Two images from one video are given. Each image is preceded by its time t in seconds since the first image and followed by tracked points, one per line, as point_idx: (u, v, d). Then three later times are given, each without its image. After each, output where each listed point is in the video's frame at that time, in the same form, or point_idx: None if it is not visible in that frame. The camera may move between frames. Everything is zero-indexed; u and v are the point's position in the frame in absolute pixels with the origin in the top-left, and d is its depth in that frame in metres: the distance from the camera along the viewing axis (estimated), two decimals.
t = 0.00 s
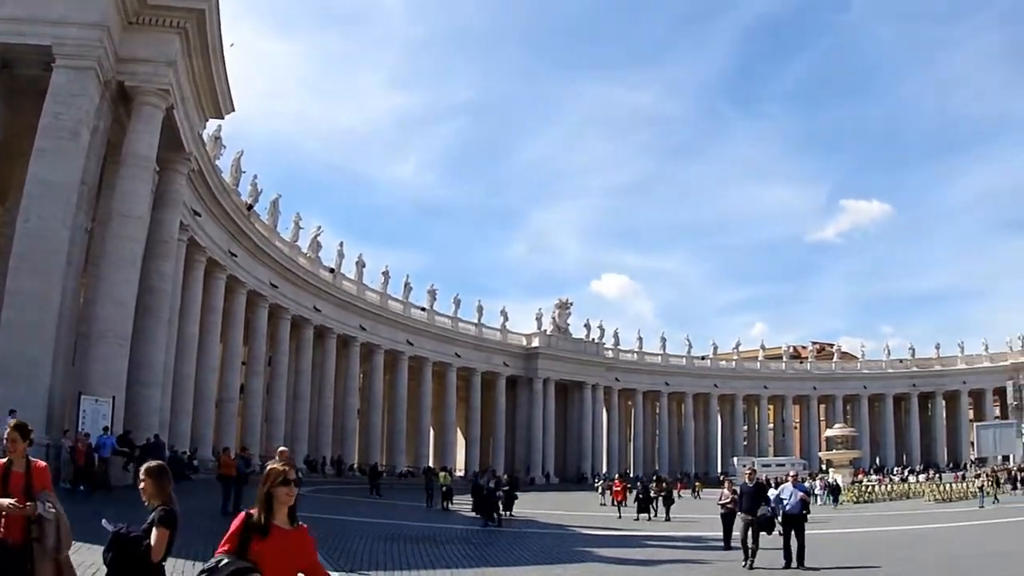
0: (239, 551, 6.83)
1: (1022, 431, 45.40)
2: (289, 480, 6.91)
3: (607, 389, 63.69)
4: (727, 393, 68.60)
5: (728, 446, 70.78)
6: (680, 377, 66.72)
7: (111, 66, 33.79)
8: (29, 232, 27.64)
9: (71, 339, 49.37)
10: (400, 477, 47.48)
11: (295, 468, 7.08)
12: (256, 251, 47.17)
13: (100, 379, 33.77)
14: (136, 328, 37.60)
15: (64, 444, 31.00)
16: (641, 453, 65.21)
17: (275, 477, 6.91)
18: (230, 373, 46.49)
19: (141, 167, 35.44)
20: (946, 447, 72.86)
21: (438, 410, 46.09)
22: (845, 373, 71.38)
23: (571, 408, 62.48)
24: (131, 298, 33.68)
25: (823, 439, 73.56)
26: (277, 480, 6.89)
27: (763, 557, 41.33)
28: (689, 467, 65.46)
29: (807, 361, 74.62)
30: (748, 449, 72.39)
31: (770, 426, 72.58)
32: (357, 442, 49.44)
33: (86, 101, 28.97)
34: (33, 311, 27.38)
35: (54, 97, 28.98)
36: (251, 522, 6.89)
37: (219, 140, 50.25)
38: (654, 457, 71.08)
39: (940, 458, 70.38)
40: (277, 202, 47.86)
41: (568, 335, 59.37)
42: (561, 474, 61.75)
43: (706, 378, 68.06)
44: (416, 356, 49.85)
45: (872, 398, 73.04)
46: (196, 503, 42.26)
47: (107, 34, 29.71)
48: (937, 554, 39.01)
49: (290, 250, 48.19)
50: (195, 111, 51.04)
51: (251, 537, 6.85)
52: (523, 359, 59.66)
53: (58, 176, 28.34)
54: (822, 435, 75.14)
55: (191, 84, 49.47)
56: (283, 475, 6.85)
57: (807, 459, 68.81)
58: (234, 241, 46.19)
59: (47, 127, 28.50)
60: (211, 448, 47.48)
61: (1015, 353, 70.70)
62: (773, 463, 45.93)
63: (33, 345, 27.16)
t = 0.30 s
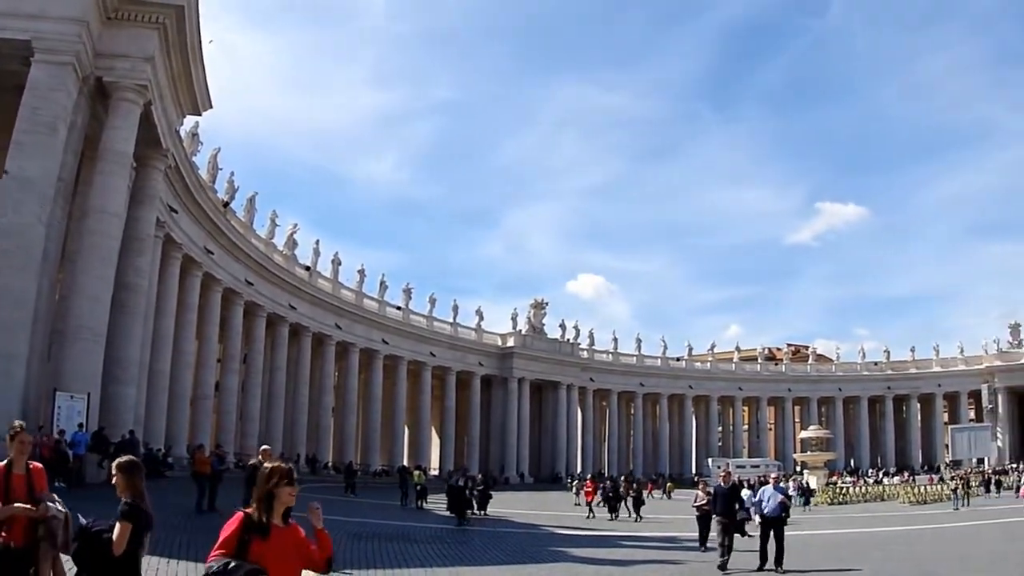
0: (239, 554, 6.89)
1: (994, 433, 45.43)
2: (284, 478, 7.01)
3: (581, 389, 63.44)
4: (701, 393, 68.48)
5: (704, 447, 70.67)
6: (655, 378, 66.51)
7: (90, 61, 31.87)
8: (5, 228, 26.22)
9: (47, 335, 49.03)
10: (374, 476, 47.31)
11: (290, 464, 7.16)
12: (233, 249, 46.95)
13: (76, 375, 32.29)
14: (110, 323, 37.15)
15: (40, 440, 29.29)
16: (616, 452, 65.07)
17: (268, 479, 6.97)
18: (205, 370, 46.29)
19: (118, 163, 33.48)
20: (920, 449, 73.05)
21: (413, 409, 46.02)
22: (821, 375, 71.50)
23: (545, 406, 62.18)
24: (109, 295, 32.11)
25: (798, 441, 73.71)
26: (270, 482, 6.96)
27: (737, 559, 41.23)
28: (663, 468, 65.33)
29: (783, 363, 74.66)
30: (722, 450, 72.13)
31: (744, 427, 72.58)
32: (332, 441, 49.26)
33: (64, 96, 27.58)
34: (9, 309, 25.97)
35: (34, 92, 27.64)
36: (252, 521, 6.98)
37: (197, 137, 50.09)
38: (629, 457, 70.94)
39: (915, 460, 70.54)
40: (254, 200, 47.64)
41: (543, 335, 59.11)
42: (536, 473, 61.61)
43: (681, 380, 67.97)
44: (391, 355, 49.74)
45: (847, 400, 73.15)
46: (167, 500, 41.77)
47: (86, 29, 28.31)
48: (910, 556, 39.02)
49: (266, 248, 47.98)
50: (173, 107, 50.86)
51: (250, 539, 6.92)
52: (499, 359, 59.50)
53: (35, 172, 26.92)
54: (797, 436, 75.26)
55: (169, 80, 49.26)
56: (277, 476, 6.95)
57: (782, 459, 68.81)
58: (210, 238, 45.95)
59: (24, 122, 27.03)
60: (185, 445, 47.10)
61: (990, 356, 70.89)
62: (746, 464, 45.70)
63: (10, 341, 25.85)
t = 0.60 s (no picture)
0: (244, 563, 6.21)
1: (969, 435, 45.42)
2: (291, 484, 6.46)
3: (556, 389, 63.20)
4: (677, 394, 68.39)
5: (679, 447, 70.57)
6: (631, 378, 66.40)
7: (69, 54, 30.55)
8: None
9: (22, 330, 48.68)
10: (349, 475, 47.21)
11: (297, 470, 6.60)
12: (210, 245, 46.69)
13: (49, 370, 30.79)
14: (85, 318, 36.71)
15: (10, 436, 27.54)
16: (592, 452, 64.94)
17: (274, 483, 6.41)
18: (180, 367, 46.08)
19: (96, 159, 31.91)
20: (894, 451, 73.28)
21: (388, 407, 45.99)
22: (797, 376, 71.53)
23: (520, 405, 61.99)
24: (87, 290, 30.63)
25: (772, 442, 73.79)
26: (276, 489, 6.38)
27: (711, 559, 41.16)
28: (638, 468, 65.21)
29: (758, 364, 74.69)
30: (697, 451, 72.07)
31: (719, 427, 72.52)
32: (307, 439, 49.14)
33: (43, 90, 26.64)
34: None
35: (11, 86, 26.43)
36: (258, 531, 6.32)
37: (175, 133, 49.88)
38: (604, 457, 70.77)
39: (890, 462, 70.73)
40: (231, 196, 47.42)
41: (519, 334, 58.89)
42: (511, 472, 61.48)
43: (657, 380, 67.85)
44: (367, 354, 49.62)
45: (822, 402, 73.27)
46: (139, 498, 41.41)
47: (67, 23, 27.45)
48: (883, 558, 38.98)
49: (243, 245, 47.75)
50: (151, 103, 50.64)
51: (256, 548, 6.27)
52: (474, 358, 59.33)
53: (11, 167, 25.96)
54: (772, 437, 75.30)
55: (148, 76, 49.02)
56: (285, 479, 6.39)
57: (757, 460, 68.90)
58: (187, 235, 45.66)
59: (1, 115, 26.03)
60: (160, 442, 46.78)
61: (966, 359, 71.06)
62: (721, 465, 45.55)
63: None
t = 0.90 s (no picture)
0: (260, 566, 5.88)
1: (939, 436, 45.42)
2: (303, 482, 6.11)
3: (527, 388, 62.73)
4: (649, 394, 68.03)
5: (651, 447, 70.22)
6: (601, 378, 65.96)
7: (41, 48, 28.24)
8: None
9: None
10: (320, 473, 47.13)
11: (309, 469, 6.27)
12: (181, 243, 46.23)
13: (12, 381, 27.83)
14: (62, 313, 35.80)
15: None
16: (563, 451, 64.59)
17: (283, 484, 6.06)
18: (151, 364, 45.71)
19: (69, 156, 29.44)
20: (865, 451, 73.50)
21: (359, 406, 46.04)
22: (768, 376, 71.49)
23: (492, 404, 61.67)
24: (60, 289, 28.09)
25: (743, 442, 73.83)
26: (285, 489, 6.04)
27: (683, 560, 41.01)
28: (610, 468, 65.02)
29: (729, 364, 74.63)
30: (668, 450, 71.85)
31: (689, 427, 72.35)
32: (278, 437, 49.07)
33: (18, 84, 25.59)
34: None
35: None
36: (271, 534, 5.96)
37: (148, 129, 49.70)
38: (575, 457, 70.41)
39: (860, 462, 70.90)
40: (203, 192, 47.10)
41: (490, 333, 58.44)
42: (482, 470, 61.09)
43: (628, 380, 67.33)
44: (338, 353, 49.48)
45: (793, 402, 73.29)
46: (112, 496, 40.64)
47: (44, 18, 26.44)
48: (855, 559, 38.92)
49: (214, 242, 47.34)
50: (125, 99, 50.43)
51: (271, 551, 5.92)
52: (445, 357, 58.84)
53: None
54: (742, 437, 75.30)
55: (122, 71, 48.74)
56: (296, 477, 6.06)
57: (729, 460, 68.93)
58: (159, 232, 45.09)
59: None
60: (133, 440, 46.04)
61: (936, 360, 71.38)
62: (692, 465, 45.39)
63: None
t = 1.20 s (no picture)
0: None
1: (908, 437, 45.46)
2: (314, 486, 5.80)
3: (497, 387, 61.56)
4: (617, 393, 67.29)
5: (619, 446, 69.56)
6: (570, 376, 64.58)
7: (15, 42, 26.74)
8: None
9: None
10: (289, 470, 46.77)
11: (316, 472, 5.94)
12: (152, 238, 44.81)
13: None
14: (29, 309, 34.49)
15: None
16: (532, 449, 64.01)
17: (295, 485, 5.72)
18: (121, 360, 44.61)
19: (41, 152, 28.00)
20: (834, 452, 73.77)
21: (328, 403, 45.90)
22: (737, 377, 71.21)
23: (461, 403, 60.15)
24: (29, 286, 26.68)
25: (712, 441, 73.58)
26: (296, 492, 5.70)
27: (654, 559, 40.85)
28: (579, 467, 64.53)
29: (699, 364, 74.33)
30: (637, 450, 71.41)
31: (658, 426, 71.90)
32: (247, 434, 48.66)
33: None
34: None
35: None
36: (282, 539, 5.60)
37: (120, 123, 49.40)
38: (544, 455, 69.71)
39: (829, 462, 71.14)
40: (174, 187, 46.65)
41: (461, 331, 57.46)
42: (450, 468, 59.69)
43: (597, 379, 66.25)
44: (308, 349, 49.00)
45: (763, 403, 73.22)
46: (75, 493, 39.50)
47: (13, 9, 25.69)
48: (824, 560, 38.89)
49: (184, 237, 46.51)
50: (98, 91, 50.01)
51: (282, 558, 5.57)
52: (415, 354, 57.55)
53: None
54: (711, 436, 75.04)
55: (95, 64, 48.31)
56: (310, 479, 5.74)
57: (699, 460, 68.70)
58: (130, 226, 43.60)
59: None
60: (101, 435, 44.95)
61: (906, 362, 71.65)
62: (661, 465, 45.20)
63: None
